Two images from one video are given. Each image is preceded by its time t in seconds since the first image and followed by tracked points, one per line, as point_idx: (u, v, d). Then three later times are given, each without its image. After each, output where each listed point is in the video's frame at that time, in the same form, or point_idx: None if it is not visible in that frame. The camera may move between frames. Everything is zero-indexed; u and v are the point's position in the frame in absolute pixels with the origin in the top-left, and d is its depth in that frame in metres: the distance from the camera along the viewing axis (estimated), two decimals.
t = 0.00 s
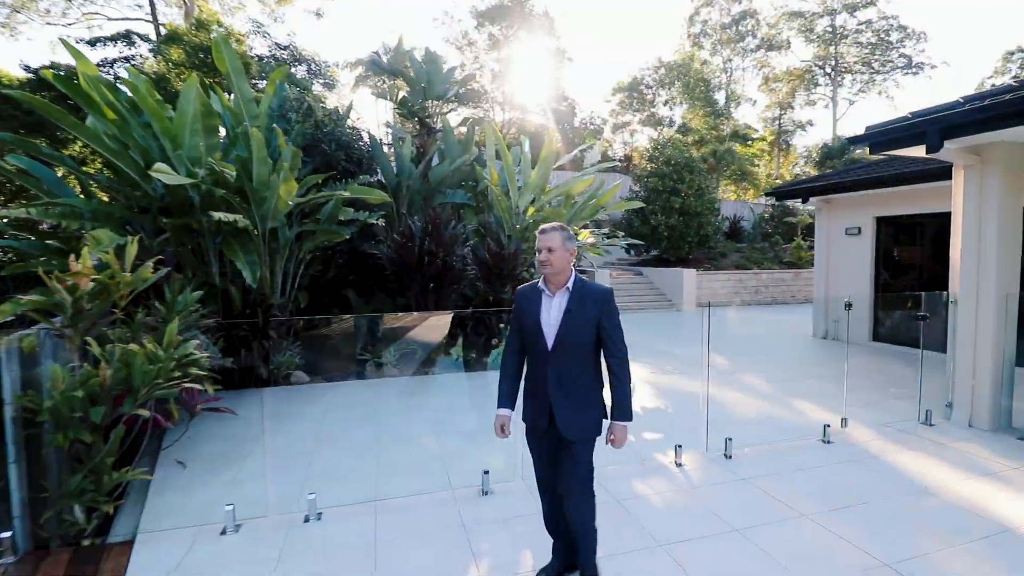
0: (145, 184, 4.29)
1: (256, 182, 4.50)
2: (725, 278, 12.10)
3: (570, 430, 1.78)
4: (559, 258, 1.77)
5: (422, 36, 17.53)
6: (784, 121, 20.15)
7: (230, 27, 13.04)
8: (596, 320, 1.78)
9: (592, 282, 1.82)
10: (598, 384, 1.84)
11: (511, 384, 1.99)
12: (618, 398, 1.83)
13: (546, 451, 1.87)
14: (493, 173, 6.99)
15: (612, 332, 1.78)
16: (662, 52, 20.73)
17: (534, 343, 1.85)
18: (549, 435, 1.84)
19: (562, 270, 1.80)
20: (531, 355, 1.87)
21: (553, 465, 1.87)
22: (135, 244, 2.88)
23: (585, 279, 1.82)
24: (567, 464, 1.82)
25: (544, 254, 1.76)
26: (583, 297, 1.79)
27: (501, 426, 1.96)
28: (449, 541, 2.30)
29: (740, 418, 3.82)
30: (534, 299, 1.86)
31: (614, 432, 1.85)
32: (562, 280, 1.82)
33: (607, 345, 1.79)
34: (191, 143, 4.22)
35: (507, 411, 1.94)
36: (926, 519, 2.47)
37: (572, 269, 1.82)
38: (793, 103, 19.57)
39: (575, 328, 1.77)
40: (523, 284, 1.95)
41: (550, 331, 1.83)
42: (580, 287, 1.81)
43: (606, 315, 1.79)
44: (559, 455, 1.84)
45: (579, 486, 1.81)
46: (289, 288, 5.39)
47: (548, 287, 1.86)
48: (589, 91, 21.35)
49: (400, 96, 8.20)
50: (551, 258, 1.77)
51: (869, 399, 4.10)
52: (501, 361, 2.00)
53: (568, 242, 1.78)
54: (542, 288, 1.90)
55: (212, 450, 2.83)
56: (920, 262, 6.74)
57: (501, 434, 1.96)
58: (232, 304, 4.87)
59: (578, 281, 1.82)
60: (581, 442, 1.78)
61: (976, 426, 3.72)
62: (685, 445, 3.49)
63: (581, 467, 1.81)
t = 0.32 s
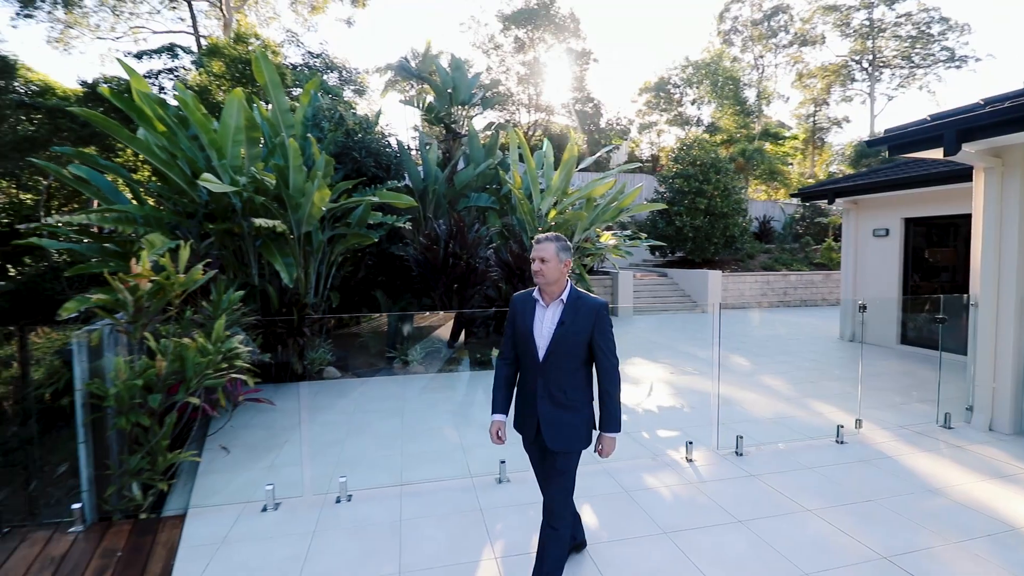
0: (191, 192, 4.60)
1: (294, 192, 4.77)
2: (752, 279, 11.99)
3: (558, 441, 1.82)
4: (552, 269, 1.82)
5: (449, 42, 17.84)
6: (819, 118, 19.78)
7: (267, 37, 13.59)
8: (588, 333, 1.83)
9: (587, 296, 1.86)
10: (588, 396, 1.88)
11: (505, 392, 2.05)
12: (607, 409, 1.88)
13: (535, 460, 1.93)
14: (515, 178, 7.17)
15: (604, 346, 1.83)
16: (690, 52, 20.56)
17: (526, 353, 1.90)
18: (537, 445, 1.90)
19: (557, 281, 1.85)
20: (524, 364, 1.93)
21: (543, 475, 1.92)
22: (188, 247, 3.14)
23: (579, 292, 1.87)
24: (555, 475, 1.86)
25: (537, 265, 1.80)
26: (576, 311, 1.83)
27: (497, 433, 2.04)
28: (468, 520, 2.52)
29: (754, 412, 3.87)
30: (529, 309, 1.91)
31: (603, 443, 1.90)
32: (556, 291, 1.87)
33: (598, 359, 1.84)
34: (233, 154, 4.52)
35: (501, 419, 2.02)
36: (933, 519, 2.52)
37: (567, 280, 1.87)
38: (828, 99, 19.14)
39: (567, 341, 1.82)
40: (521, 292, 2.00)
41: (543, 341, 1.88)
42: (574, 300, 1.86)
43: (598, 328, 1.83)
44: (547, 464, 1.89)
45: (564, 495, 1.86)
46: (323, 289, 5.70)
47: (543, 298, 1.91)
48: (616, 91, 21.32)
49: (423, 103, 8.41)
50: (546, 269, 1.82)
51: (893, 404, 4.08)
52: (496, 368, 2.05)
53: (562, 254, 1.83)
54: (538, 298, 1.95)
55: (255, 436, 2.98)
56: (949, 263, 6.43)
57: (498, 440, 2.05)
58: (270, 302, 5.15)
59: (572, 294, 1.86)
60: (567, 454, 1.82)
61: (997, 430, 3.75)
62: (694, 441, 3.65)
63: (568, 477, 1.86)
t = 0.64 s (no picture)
0: (231, 196, 4.90)
1: (327, 196, 5.05)
2: (778, 280, 11.88)
3: (541, 438, 1.89)
4: (548, 265, 1.89)
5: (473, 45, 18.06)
6: (854, 114, 19.64)
7: (297, 45, 14.06)
8: (579, 332, 1.85)
9: (583, 294, 1.89)
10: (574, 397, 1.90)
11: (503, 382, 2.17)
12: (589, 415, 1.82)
13: (521, 452, 2.01)
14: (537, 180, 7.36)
15: (594, 345, 1.82)
16: (716, 50, 20.31)
17: (520, 347, 1.98)
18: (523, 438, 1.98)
19: (553, 277, 1.91)
20: (517, 358, 2.01)
21: (529, 468, 2.02)
22: (232, 249, 3.40)
23: (575, 289, 1.91)
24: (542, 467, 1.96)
25: (533, 259, 1.87)
26: (569, 308, 1.87)
27: (485, 417, 2.22)
28: (486, 502, 2.71)
29: (769, 409, 3.95)
30: (525, 303, 1.99)
31: (582, 455, 1.82)
32: (551, 286, 1.93)
33: (586, 360, 1.84)
34: (269, 161, 4.78)
35: (491, 406, 2.17)
36: (936, 513, 2.59)
37: (562, 277, 1.93)
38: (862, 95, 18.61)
39: (556, 338, 1.86)
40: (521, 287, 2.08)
41: (534, 336, 1.94)
42: (568, 296, 1.90)
43: (590, 328, 1.84)
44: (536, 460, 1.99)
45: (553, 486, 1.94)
46: (353, 288, 5.97)
47: (540, 293, 1.98)
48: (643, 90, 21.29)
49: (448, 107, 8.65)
50: (542, 266, 1.88)
51: (912, 405, 4.10)
52: (496, 358, 2.18)
53: (558, 250, 1.89)
54: (536, 293, 2.02)
55: (293, 423, 3.21)
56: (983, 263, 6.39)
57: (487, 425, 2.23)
58: (303, 299, 5.45)
59: (567, 290, 1.91)
60: (549, 452, 1.88)
61: (1015, 430, 3.77)
62: (707, 435, 3.76)
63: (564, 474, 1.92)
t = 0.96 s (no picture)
0: (262, 199, 5.19)
1: (352, 200, 5.30)
2: (797, 280, 11.83)
3: (519, 437, 1.89)
4: (526, 273, 1.87)
5: (492, 48, 18.25)
6: (881, 110, 19.14)
7: (321, 50, 14.46)
8: (554, 332, 1.85)
9: (559, 295, 1.89)
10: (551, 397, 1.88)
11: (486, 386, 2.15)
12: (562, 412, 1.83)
13: (500, 454, 1.96)
14: (553, 182, 7.53)
15: (569, 344, 1.83)
16: (737, 49, 20.10)
17: (498, 350, 1.97)
18: (503, 440, 1.95)
19: (531, 281, 1.90)
20: (496, 360, 2.00)
21: (509, 470, 1.97)
22: (267, 249, 3.67)
23: (551, 290, 1.91)
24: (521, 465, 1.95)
25: (511, 270, 1.85)
26: (546, 309, 1.87)
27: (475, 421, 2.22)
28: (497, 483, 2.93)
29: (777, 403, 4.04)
30: (504, 307, 1.98)
31: (533, 449, 1.80)
32: (528, 290, 1.92)
33: (562, 360, 1.85)
34: (297, 165, 5.07)
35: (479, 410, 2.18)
36: (930, 502, 2.70)
37: (538, 281, 1.92)
38: (890, 91, 18.14)
39: (533, 339, 1.85)
40: (499, 292, 2.07)
41: (512, 339, 1.93)
42: (544, 298, 1.89)
43: (566, 327, 1.85)
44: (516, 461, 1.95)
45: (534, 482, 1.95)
46: (375, 287, 6.23)
47: (517, 298, 1.97)
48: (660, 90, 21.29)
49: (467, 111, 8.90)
50: (520, 271, 1.87)
51: (921, 403, 4.18)
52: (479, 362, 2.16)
53: (534, 255, 1.87)
54: (513, 297, 2.01)
55: (321, 411, 3.47)
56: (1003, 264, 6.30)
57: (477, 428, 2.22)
58: (328, 297, 5.75)
59: (543, 292, 1.90)
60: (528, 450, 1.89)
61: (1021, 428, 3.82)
62: (711, 428, 3.94)
63: (553, 473, 1.90)
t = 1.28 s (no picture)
0: (286, 202, 5.46)
1: (371, 203, 5.54)
2: (813, 280, 11.81)
3: (490, 439, 1.87)
4: (492, 272, 1.87)
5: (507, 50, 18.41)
6: (904, 108, 18.25)
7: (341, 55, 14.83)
8: (521, 331, 1.87)
9: (520, 293, 1.91)
10: (524, 396, 1.92)
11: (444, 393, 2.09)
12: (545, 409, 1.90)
13: (470, 457, 1.94)
14: (566, 184, 7.72)
15: (537, 342, 1.87)
16: (754, 47, 19.98)
17: (460, 352, 1.94)
18: (473, 444, 1.93)
19: (495, 280, 1.90)
20: (457, 362, 1.97)
21: (474, 475, 1.95)
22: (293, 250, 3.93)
23: (513, 289, 1.92)
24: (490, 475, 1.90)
25: (480, 272, 1.83)
26: (510, 307, 1.88)
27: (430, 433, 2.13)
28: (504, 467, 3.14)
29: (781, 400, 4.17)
30: (463, 308, 1.95)
31: (550, 450, 1.93)
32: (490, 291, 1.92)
33: (533, 357, 1.88)
34: (320, 170, 5.33)
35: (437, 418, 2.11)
36: (919, 493, 2.82)
37: (499, 279, 1.92)
38: (914, 88, 17.83)
39: (500, 340, 1.86)
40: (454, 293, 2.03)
41: (476, 340, 1.91)
42: (507, 297, 1.90)
43: (532, 325, 1.88)
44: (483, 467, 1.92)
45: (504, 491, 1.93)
46: (391, 286, 6.45)
47: (477, 298, 1.95)
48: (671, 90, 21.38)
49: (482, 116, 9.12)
50: (483, 272, 1.86)
51: (924, 400, 4.28)
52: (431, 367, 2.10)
53: (497, 254, 1.88)
54: (472, 297, 1.98)
55: (341, 403, 3.67)
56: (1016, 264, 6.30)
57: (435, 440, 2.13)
58: (348, 295, 5.99)
59: (505, 291, 1.91)
60: (498, 453, 1.86)
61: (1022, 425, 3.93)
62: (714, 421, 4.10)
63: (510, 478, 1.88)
